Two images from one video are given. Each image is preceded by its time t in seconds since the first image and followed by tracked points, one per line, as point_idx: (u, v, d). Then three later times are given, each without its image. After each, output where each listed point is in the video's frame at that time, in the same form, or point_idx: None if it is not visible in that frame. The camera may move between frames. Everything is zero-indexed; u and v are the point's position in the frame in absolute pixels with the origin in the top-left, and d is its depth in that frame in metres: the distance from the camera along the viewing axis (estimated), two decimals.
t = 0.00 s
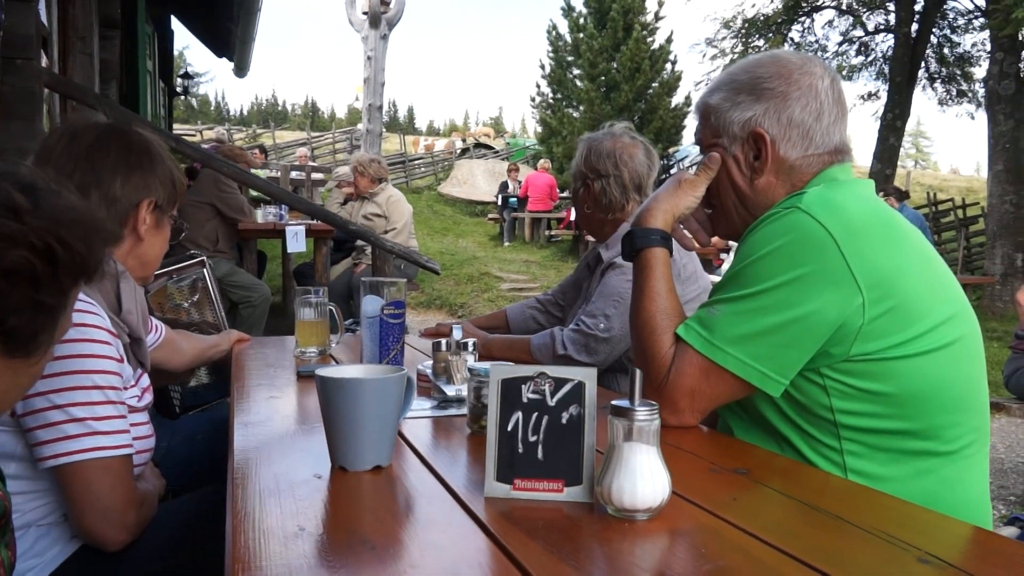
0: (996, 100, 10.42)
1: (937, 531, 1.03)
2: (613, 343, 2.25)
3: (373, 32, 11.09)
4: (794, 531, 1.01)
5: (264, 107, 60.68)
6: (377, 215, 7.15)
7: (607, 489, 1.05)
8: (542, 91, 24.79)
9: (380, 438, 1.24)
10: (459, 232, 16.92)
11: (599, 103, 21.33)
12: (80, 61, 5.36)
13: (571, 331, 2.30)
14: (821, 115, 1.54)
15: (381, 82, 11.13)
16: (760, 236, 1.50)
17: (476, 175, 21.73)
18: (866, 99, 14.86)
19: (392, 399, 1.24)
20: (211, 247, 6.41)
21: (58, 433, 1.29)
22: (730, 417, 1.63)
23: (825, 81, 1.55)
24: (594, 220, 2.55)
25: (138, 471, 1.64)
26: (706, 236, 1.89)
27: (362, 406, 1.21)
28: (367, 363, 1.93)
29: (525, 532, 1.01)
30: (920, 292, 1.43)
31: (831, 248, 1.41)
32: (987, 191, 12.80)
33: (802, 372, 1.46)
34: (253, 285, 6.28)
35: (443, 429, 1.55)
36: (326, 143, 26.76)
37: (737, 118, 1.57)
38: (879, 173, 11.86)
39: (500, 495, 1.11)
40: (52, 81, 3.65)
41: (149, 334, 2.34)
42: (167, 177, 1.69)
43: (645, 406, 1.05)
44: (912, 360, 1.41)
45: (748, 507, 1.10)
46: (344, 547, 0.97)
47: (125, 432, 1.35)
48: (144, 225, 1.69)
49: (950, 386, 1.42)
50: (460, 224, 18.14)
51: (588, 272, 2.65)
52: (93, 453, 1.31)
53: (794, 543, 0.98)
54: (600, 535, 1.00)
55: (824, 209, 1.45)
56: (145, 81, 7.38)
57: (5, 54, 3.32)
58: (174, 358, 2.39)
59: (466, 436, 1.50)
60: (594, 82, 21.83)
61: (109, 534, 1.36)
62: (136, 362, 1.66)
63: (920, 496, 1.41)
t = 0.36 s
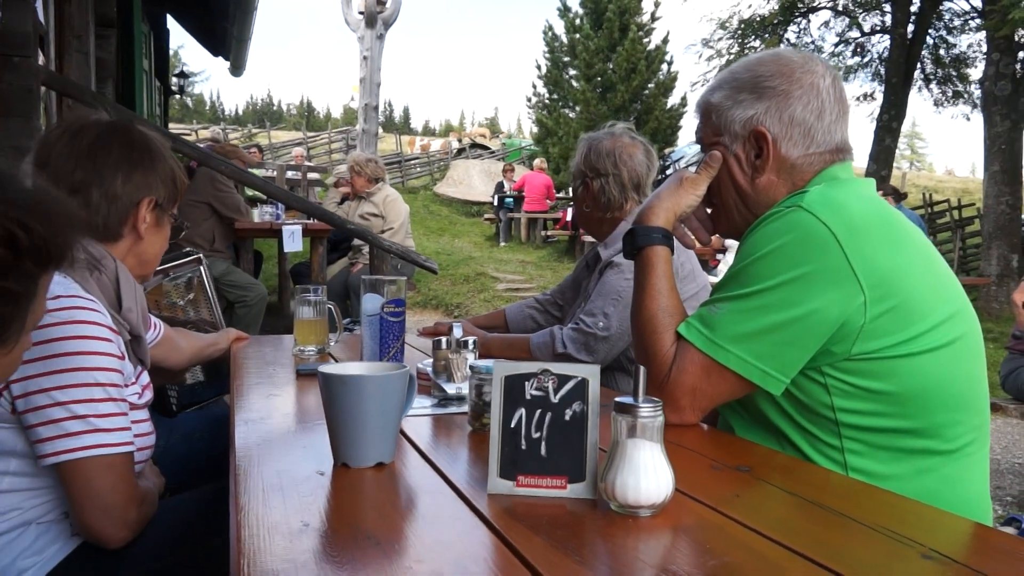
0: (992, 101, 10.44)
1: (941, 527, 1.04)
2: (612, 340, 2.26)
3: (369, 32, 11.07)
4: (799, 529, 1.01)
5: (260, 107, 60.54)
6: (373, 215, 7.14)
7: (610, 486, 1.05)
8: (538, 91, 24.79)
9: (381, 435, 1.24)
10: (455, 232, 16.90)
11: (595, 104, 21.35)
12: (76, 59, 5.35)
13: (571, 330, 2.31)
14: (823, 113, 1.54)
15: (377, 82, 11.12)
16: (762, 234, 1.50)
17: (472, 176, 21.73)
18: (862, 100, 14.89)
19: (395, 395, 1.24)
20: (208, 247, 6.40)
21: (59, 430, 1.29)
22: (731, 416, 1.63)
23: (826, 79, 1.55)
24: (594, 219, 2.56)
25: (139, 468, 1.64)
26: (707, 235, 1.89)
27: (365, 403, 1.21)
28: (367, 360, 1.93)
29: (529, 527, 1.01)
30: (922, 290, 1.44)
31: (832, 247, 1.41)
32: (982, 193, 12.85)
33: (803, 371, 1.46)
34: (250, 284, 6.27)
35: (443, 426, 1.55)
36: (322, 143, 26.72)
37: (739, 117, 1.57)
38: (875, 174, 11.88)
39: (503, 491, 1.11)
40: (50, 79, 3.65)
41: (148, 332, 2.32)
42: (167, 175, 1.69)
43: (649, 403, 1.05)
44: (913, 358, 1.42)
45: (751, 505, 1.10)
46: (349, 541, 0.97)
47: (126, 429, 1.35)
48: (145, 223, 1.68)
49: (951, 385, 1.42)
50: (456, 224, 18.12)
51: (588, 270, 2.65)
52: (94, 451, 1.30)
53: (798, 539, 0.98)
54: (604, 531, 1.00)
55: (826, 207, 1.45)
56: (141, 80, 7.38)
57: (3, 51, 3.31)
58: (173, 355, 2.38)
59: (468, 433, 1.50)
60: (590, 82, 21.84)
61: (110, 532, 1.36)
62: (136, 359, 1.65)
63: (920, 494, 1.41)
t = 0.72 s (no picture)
0: (988, 101, 10.46)
1: (940, 525, 1.04)
2: (612, 340, 2.26)
3: (367, 33, 11.07)
4: (800, 526, 1.02)
5: (257, 108, 60.49)
6: (371, 216, 7.14)
7: (612, 484, 1.05)
8: (535, 92, 24.80)
9: (383, 435, 1.24)
10: (452, 233, 16.90)
11: (592, 104, 21.39)
12: (74, 60, 5.34)
13: (571, 330, 2.31)
14: (822, 114, 1.55)
15: (374, 83, 11.11)
16: (762, 235, 1.51)
17: (469, 177, 21.73)
18: (858, 100, 14.92)
19: (397, 393, 1.24)
20: (205, 248, 6.40)
21: (61, 430, 1.29)
22: (732, 416, 1.63)
23: (825, 80, 1.56)
24: (595, 219, 2.56)
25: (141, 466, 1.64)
26: (706, 234, 1.90)
27: (366, 403, 1.21)
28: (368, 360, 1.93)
29: (531, 526, 1.02)
30: (920, 289, 1.44)
31: (832, 247, 1.42)
32: (978, 193, 12.89)
33: (803, 371, 1.47)
34: (248, 285, 6.26)
35: (444, 426, 1.56)
36: (319, 144, 26.71)
37: (738, 117, 1.58)
38: (872, 174, 11.91)
39: (505, 490, 1.12)
40: (49, 80, 3.65)
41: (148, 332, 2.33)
42: (168, 176, 1.68)
43: (650, 402, 1.06)
44: (912, 358, 1.42)
45: (752, 503, 1.11)
46: (352, 540, 0.97)
47: (128, 429, 1.35)
48: (145, 224, 1.67)
49: (949, 384, 1.43)
50: (453, 224, 18.12)
51: (588, 271, 2.65)
52: (95, 451, 1.30)
53: (799, 537, 0.99)
54: (606, 530, 1.01)
55: (826, 208, 1.46)
56: (139, 81, 7.38)
57: (2, 53, 3.32)
58: (172, 356, 2.39)
59: (468, 433, 1.50)
60: (587, 82, 21.87)
61: (111, 532, 1.36)
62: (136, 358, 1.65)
63: (918, 493, 1.42)
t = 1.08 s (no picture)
0: (991, 103, 10.45)
1: (945, 530, 1.04)
2: (615, 342, 2.26)
3: (369, 34, 11.08)
4: (803, 531, 1.02)
5: (258, 109, 60.50)
6: (374, 217, 7.14)
7: (616, 488, 1.05)
8: (537, 93, 24.80)
9: (388, 436, 1.24)
10: (454, 234, 16.90)
11: (594, 106, 21.42)
12: (78, 61, 5.35)
13: (575, 332, 2.31)
14: (826, 117, 1.55)
15: (377, 85, 11.12)
16: (766, 238, 1.51)
17: (471, 178, 21.73)
18: (860, 102, 14.92)
19: (402, 395, 1.25)
20: (208, 248, 6.41)
21: (77, 428, 1.29)
22: (735, 419, 1.63)
23: (830, 83, 1.56)
24: (598, 221, 2.55)
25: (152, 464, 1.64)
26: (709, 237, 1.90)
27: (373, 404, 1.22)
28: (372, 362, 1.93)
29: (536, 529, 1.02)
30: (925, 293, 1.44)
31: (836, 251, 1.42)
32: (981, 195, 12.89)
33: (807, 374, 1.47)
34: (250, 286, 6.27)
35: (448, 428, 1.56)
36: (321, 145, 26.72)
37: (742, 121, 1.58)
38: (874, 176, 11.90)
39: (510, 493, 1.12)
40: (53, 82, 3.65)
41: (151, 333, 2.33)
42: (172, 175, 1.68)
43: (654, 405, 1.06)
44: (917, 362, 1.42)
45: (756, 507, 1.11)
46: (358, 542, 0.98)
47: (142, 426, 1.35)
48: (152, 224, 1.67)
49: (953, 388, 1.43)
50: (455, 225, 18.13)
51: (591, 274, 2.65)
52: (109, 448, 1.31)
53: (803, 541, 0.99)
54: (611, 533, 1.01)
55: (830, 211, 1.46)
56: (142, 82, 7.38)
57: (8, 54, 3.32)
58: (171, 359, 2.39)
59: (473, 435, 1.50)
60: (589, 84, 21.88)
61: (124, 529, 1.36)
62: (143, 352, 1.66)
63: (922, 496, 1.42)
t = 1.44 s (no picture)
0: (993, 109, 10.45)
1: (942, 535, 1.05)
2: (617, 345, 2.26)
3: (372, 36, 11.09)
4: (802, 535, 1.03)
5: (262, 110, 60.60)
6: (376, 218, 7.16)
7: (617, 491, 1.06)
8: (540, 95, 24.81)
9: (389, 438, 1.25)
10: (456, 236, 16.91)
11: (596, 109, 21.47)
12: (82, 60, 5.37)
13: (576, 335, 2.32)
14: (828, 124, 1.56)
15: (380, 86, 11.14)
16: (767, 243, 1.52)
17: (474, 180, 21.74)
18: (863, 107, 14.93)
19: (403, 398, 1.25)
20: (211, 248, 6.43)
21: (69, 429, 1.30)
22: (735, 423, 1.63)
23: (832, 90, 1.57)
24: (601, 225, 2.57)
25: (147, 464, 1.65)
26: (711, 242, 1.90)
27: (373, 407, 1.22)
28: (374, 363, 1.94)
29: (535, 531, 1.02)
30: (926, 298, 1.45)
31: (837, 256, 1.42)
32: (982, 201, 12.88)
33: (807, 379, 1.47)
34: (252, 286, 6.27)
35: (447, 430, 1.56)
36: (325, 146, 26.75)
37: (744, 127, 1.59)
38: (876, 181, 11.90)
39: (511, 496, 1.12)
40: (57, 80, 3.66)
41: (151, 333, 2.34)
42: (168, 172, 1.70)
43: (655, 410, 1.07)
44: (917, 367, 1.43)
45: (754, 511, 1.11)
46: (358, 543, 0.98)
47: (135, 426, 1.35)
48: (149, 220, 1.68)
49: (953, 393, 1.44)
50: (457, 227, 18.14)
51: (593, 277, 2.67)
52: (102, 449, 1.31)
53: (801, 545, 0.99)
54: (611, 536, 1.01)
55: (831, 217, 1.47)
56: (145, 82, 7.39)
57: (13, 53, 3.33)
58: (172, 360, 2.41)
59: (472, 438, 1.51)
60: (592, 87, 21.90)
61: (118, 531, 1.36)
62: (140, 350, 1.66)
63: (922, 500, 1.42)
